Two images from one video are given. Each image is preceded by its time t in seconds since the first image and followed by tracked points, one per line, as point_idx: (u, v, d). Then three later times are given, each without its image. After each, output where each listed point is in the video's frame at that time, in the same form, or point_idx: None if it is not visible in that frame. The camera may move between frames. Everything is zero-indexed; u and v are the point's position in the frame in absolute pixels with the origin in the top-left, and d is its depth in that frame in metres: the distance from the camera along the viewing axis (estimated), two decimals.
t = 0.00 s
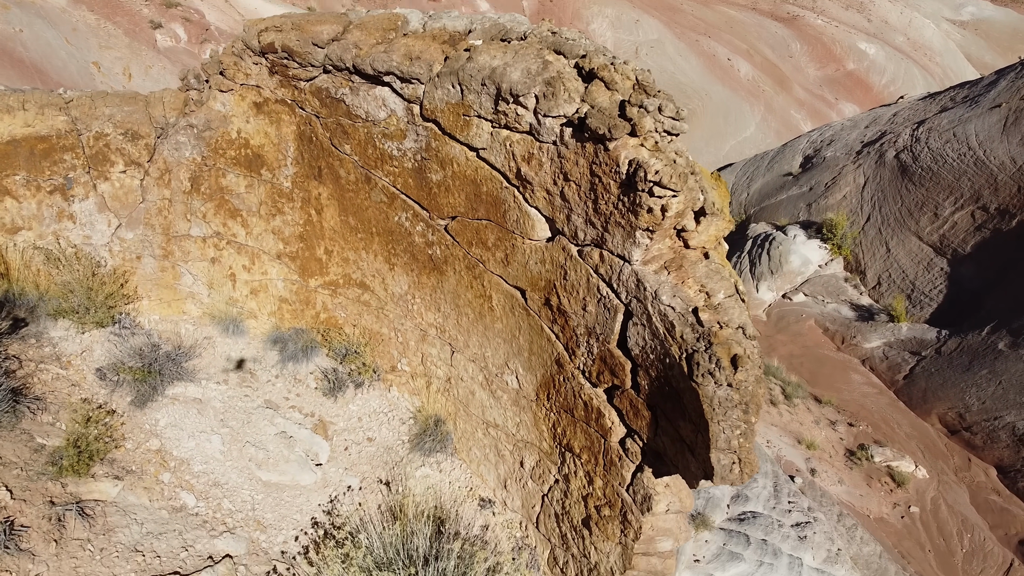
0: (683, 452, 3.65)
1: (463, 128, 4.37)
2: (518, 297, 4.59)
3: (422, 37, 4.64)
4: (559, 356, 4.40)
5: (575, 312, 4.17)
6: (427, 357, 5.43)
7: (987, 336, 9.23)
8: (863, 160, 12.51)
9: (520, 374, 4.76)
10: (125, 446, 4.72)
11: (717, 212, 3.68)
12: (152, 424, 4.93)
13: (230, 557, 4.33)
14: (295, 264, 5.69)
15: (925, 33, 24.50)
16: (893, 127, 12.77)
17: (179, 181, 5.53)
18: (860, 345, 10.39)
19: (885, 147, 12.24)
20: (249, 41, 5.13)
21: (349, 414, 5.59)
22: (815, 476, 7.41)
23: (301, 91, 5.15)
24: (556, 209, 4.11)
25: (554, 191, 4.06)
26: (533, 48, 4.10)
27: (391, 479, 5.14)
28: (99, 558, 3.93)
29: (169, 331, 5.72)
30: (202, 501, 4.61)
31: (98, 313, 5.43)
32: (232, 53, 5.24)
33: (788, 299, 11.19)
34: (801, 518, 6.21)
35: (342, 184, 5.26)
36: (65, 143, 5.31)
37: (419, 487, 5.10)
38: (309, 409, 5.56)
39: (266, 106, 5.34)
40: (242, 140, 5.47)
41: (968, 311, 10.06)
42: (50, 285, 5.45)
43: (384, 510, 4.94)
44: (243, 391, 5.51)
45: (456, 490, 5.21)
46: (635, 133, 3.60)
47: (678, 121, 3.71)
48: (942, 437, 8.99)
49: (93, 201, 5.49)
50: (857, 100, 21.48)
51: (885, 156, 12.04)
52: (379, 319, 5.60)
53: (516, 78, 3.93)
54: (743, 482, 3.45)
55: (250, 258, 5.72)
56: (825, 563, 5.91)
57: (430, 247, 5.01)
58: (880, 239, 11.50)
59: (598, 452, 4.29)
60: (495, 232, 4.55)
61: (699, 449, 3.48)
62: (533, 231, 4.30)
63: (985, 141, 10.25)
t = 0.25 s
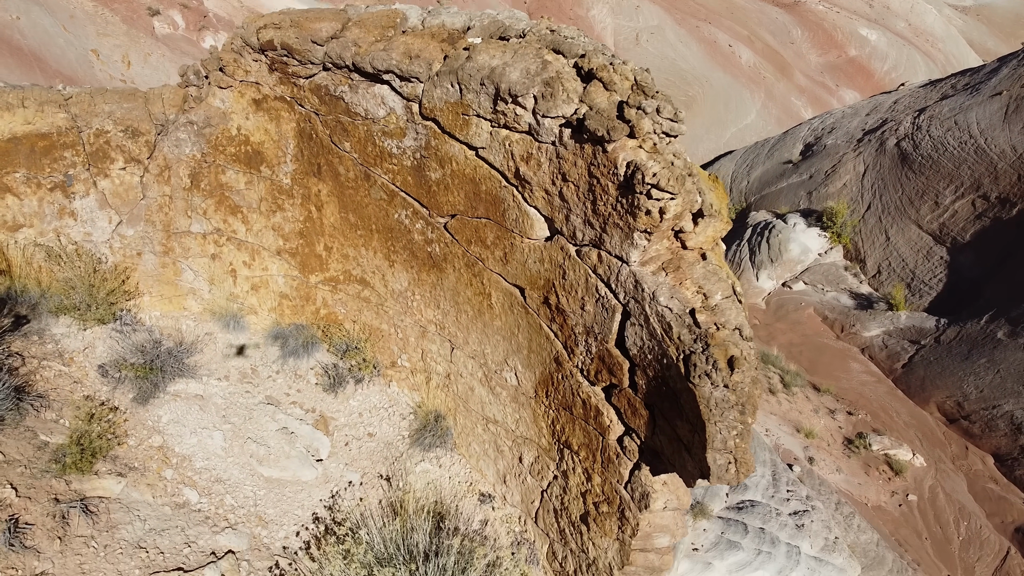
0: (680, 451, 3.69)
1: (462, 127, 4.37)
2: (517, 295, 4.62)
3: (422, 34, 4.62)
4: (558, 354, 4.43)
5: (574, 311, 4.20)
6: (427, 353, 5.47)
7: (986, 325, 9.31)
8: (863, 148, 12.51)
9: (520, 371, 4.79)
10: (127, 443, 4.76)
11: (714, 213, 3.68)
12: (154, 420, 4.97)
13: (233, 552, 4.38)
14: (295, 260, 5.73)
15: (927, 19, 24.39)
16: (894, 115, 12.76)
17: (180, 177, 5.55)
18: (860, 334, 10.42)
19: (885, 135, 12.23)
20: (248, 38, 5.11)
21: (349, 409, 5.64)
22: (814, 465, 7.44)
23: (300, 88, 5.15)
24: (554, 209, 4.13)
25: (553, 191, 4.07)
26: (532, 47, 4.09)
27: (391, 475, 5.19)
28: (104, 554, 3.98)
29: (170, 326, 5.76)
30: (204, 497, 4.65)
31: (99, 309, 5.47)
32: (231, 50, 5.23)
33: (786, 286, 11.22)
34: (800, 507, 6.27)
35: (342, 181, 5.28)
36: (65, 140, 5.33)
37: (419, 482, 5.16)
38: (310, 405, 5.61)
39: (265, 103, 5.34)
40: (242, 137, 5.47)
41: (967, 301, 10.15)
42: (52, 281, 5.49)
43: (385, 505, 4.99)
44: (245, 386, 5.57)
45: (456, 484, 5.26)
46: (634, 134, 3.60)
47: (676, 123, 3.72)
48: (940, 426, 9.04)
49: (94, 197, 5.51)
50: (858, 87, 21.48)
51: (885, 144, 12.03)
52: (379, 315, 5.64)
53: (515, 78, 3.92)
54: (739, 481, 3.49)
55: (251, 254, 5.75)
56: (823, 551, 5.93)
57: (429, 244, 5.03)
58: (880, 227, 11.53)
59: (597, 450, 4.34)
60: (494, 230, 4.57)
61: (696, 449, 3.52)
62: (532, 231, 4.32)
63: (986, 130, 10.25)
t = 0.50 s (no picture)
0: (677, 451, 3.72)
1: (461, 127, 4.37)
2: (516, 294, 4.65)
3: (421, 32, 4.62)
4: (556, 352, 4.47)
5: (572, 310, 4.24)
6: (426, 350, 5.50)
7: (985, 314, 9.37)
8: (863, 137, 12.49)
9: (518, 368, 4.83)
10: (130, 439, 4.80)
11: (712, 215, 3.70)
12: (156, 417, 5.02)
13: (235, 548, 4.43)
14: (295, 257, 5.76)
15: (929, 4, 24.21)
16: (894, 103, 12.73)
17: (179, 174, 5.57)
18: (859, 322, 10.48)
19: (886, 123, 12.21)
20: (247, 35, 5.09)
21: (350, 405, 5.69)
22: (812, 454, 7.47)
23: (300, 85, 5.14)
24: (553, 209, 4.15)
25: (551, 191, 4.09)
26: (530, 47, 4.09)
27: (391, 470, 5.24)
28: (107, 551, 4.03)
29: (171, 323, 5.81)
30: (206, 493, 4.70)
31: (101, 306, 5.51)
32: (230, 47, 5.22)
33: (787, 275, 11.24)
34: (797, 496, 6.30)
35: (342, 179, 5.29)
36: (65, 138, 5.34)
37: (419, 478, 5.21)
38: (311, 401, 5.66)
39: (265, 100, 5.35)
40: (241, 134, 5.48)
41: (966, 290, 10.23)
42: (53, 278, 5.52)
43: (385, 501, 5.06)
44: (246, 382, 5.63)
45: (455, 480, 5.31)
46: (632, 136, 3.61)
47: (674, 124, 3.73)
48: (938, 414, 9.16)
49: (94, 194, 5.53)
50: (858, 74, 21.49)
51: (886, 132, 12.02)
52: (379, 312, 5.68)
53: (513, 78, 3.91)
54: (735, 480, 3.52)
55: (251, 251, 5.78)
56: (820, 539, 5.93)
57: (429, 242, 5.06)
58: (880, 216, 11.55)
59: (594, 447, 4.38)
60: (493, 229, 4.59)
61: (693, 448, 3.56)
62: (531, 230, 4.34)
63: (987, 118, 10.21)
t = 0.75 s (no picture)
0: (673, 449, 3.76)
1: (459, 126, 4.37)
2: (515, 292, 4.68)
3: (420, 30, 4.63)
4: (555, 350, 4.51)
5: (570, 309, 4.27)
6: (426, 346, 5.55)
7: (985, 302, 9.45)
8: (864, 124, 12.47)
9: (517, 365, 4.87)
10: (132, 436, 4.85)
11: (708, 216, 3.73)
12: (158, 413, 5.07)
13: (237, 543, 4.49)
14: (295, 253, 5.79)
15: None
16: (895, 90, 12.70)
17: (179, 171, 5.59)
18: (859, 311, 10.53)
19: (886, 111, 12.19)
20: (246, 32, 5.08)
21: (350, 400, 5.75)
22: (810, 442, 7.50)
23: (299, 83, 5.14)
24: (551, 209, 4.17)
25: (549, 191, 4.11)
26: (529, 47, 4.09)
27: (391, 465, 5.30)
28: (111, 547, 4.08)
29: (172, 319, 5.85)
30: (208, 489, 4.75)
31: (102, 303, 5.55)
32: (229, 44, 5.21)
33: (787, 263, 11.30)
34: (795, 485, 6.27)
35: (341, 176, 5.31)
36: (65, 135, 5.36)
37: (419, 473, 5.27)
38: (311, 397, 5.71)
39: (264, 97, 5.35)
40: (240, 131, 5.50)
41: (966, 279, 10.26)
42: (54, 275, 5.55)
43: (385, 496, 5.11)
44: (247, 378, 5.69)
45: (455, 475, 5.37)
46: (630, 138, 3.63)
47: (672, 126, 3.74)
48: (936, 403, 9.21)
49: (95, 191, 5.55)
50: (859, 61, 21.45)
51: (886, 120, 11.99)
52: (378, 308, 5.73)
53: (512, 78, 3.90)
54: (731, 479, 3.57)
55: (251, 247, 5.81)
56: (818, 528, 5.93)
57: (428, 240, 5.08)
58: (880, 204, 11.56)
59: (592, 444, 4.42)
60: (491, 227, 4.62)
61: (689, 448, 3.59)
62: (529, 229, 4.36)
63: (988, 106, 10.18)
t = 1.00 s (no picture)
0: (669, 449, 3.80)
1: (458, 126, 4.39)
2: (513, 291, 4.71)
3: (418, 29, 4.64)
4: (553, 349, 4.55)
5: (568, 309, 4.30)
6: (425, 343, 5.58)
7: (984, 292, 9.46)
8: (865, 114, 12.45)
9: (515, 363, 4.91)
10: (134, 433, 4.90)
11: (705, 219, 3.75)
12: (159, 411, 5.12)
13: (238, 540, 4.54)
14: (294, 250, 5.85)
15: None
16: (896, 79, 12.66)
17: (179, 168, 5.61)
18: (857, 300, 10.60)
19: (887, 100, 12.16)
20: (245, 30, 5.09)
21: (350, 396, 5.80)
22: (808, 431, 7.48)
23: (298, 81, 5.15)
24: (549, 210, 4.19)
25: (547, 192, 4.13)
26: (527, 47, 4.10)
27: (391, 461, 5.35)
28: (114, 545, 4.13)
29: (173, 316, 5.88)
30: (210, 486, 4.80)
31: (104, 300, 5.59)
32: (228, 41, 5.22)
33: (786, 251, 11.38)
34: (793, 475, 6.24)
35: (340, 174, 5.33)
36: (65, 133, 5.37)
37: (418, 469, 5.32)
38: (311, 393, 5.76)
39: (263, 95, 5.37)
40: (240, 128, 5.52)
41: (967, 267, 10.26)
42: (55, 272, 5.57)
43: (385, 492, 5.16)
44: (247, 375, 5.73)
45: (454, 470, 5.42)
46: (627, 140, 3.65)
47: (669, 129, 3.76)
48: (934, 392, 9.26)
49: (95, 188, 5.57)
50: (860, 48, 21.39)
51: (887, 109, 11.97)
52: (378, 305, 5.77)
53: (510, 79, 3.91)
54: (726, 478, 3.61)
55: (251, 244, 5.84)
56: (816, 517, 5.97)
57: (427, 239, 5.11)
58: (880, 193, 11.56)
59: (589, 442, 4.47)
60: (490, 227, 4.64)
61: (685, 448, 3.63)
62: (527, 229, 4.39)
63: (989, 95, 10.17)
